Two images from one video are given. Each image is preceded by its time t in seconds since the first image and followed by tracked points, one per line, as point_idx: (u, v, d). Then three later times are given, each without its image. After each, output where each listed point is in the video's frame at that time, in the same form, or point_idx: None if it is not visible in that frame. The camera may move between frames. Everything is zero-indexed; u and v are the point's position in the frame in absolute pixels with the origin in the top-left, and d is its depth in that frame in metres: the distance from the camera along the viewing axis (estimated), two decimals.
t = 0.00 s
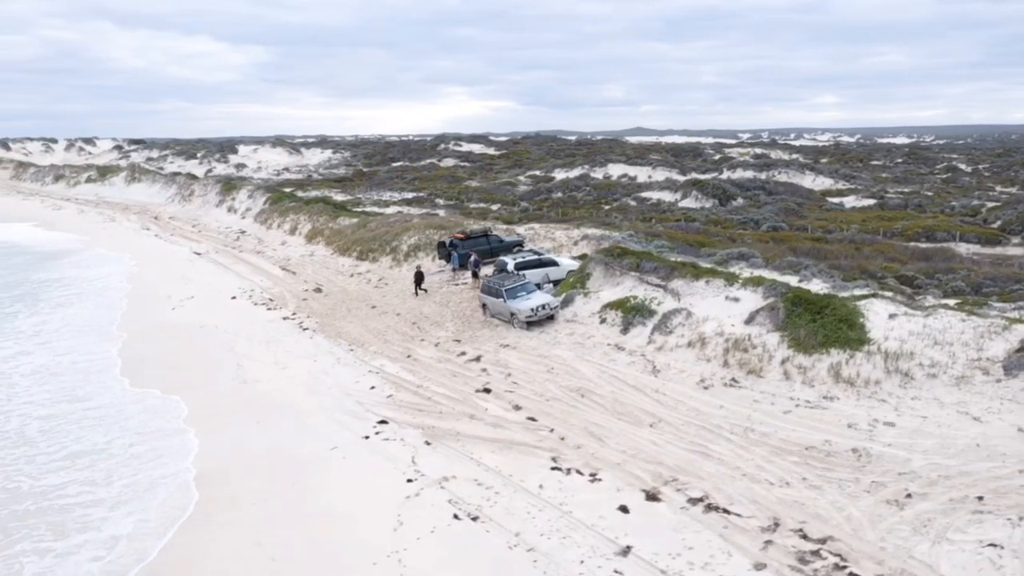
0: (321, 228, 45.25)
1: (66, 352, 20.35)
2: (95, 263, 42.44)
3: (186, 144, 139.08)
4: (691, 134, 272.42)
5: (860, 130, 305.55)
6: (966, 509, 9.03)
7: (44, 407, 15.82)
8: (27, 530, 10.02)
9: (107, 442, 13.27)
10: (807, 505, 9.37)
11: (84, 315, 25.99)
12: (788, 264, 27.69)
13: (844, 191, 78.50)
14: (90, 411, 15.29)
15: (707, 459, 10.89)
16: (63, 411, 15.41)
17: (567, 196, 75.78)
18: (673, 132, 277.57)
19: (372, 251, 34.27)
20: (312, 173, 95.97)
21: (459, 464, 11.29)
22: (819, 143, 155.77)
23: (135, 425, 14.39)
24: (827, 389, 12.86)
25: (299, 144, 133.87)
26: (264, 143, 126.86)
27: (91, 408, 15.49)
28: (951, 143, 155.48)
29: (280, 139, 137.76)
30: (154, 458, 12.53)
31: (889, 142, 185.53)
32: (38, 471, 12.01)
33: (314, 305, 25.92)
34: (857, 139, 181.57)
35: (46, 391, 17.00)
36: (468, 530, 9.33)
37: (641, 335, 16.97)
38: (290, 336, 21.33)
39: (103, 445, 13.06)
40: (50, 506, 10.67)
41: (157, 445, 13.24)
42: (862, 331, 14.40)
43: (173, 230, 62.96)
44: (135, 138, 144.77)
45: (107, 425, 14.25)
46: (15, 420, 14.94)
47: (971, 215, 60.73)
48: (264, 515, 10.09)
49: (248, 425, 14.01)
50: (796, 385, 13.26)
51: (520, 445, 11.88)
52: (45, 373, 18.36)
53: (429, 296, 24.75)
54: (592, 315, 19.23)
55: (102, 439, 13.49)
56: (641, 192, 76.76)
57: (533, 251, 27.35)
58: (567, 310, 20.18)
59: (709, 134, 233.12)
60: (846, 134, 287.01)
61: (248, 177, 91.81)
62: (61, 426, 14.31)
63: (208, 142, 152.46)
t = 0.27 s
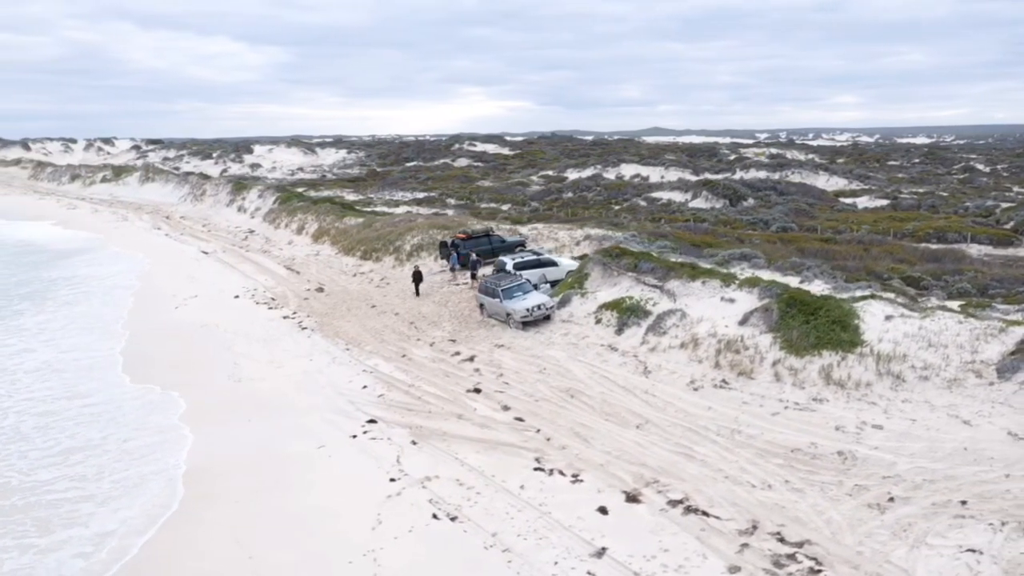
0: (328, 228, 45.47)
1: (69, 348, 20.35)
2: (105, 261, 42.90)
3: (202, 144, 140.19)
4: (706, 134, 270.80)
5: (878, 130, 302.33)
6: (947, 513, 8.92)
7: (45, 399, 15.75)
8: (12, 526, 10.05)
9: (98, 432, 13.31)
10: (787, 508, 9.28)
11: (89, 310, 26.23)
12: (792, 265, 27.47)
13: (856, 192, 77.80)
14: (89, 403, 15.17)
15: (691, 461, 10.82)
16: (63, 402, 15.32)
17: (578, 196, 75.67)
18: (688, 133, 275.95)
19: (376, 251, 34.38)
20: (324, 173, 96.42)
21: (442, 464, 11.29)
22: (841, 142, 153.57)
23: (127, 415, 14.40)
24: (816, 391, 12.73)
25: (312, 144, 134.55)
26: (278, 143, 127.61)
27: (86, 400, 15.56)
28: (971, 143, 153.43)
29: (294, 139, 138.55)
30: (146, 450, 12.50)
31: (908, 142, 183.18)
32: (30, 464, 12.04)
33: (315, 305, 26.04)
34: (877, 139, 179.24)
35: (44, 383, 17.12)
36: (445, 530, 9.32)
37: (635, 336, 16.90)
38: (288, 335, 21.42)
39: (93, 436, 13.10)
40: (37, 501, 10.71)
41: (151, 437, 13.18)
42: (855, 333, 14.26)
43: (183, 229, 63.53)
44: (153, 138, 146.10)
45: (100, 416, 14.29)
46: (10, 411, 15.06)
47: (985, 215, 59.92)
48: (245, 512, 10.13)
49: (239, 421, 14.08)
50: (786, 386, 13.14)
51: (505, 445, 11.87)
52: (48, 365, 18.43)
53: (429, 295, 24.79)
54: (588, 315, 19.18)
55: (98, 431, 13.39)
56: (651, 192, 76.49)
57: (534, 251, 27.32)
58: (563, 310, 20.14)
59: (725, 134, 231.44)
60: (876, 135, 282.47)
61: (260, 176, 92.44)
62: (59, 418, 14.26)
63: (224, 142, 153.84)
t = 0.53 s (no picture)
0: (334, 227, 45.65)
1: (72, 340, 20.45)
2: (114, 259, 43.29)
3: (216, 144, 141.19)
4: (720, 134, 269.40)
5: (894, 130, 299.37)
6: (931, 517, 8.82)
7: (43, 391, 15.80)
8: None
9: (91, 428, 13.40)
10: (768, 511, 9.21)
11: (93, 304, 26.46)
12: (795, 265, 27.26)
13: (868, 192, 77.11)
14: (86, 398, 15.23)
15: (676, 462, 10.76)
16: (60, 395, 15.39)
17: (587, 196, 75.52)
18: (702, 133, 274.60)
19: (379, 251, 34.48)
20: (336, 173, 96.81)
21: (428, 463, 11.30)
22: (857, 142, 152.21)
23: (122, 409, 14.47)
24: (807, 393, 12.63)
25: (325, 144, 135.15)
26: (291, 143, 128.28)
27: (83, 392, 15.71)
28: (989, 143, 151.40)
29: (307, 139, 139.22)
30: (137, 447, 12.56)
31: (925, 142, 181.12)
32: (23, 459, 12.16)
33: (316, 304, 26.15)
34: (893, 139, 177.47)
35: (44, 374, 17.32)
36: (426, 529, 9.33)
37: (629, 337, 16.83)
38: (287, 335, 21.52)
39: (85, 432, 13.18)
40: (25, 498, 10.82)
41: (143, 433, 13.25)
42: (849, 334, 14.12)
43: (194, 228, 64.01)
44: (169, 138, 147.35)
45: (94, 410, 14.38)
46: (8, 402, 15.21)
47: (998, 216, 59.15)
48: (230, 511, 10.18)
49: (232, 418, 14.15)
50: (777, 388, 13.04)
51: (492, 445, 11.87)
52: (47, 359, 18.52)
53: (428, 295, 24.84)
54: (585, 315, 19.13)
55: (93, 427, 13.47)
56: (660, 192, 76.21)
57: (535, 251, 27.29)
58: (560, 311, 20.10)
59: (739, 134, 229.89)
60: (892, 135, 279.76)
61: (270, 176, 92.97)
62: (55, 411, 14.32)
63: (237, 142, 154.97)
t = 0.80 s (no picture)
0: (339, 227, 45.79)
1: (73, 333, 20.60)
2: (121, 258, 43.64)
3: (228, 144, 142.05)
4: (732, 134, 267.93)
5: (908, 130, 296.67)
6: (915, 520, 8.73)
7: (40, 385, 15.90)
8: None
9: (84, 425, 13.47)
10: (752, 513, 9.15)
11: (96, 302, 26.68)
12: (797, 266, 27.06)
13: (877, 192, 76.51)
14: (82, 394, 15.30)
15: (662, 463, 10.73)
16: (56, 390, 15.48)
17: (595, 196, 75.37)
18: (713, 134, 273.31)
19: (382, 251, 34.56)
20: (345, 173, 97.14)
21: (415, 463, 11.31)
22: (870, 142, 150.87)
23: (115, 406, 14.53)
24: (799, 394, 12.55)
25: (336, 144, 135.64)
26: (302, 143, 128.81)
27: (79, 386, 15.82)
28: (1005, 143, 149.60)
29: (318, 139, 139.81)
30: (128, 444, 12.63)
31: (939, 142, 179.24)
32: (14, 456, 12.27)
33: (316, 303, 26.24)
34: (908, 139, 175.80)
35: (42, 365, 17.46)
36: (408, 529, 9.34)
37: (624, 337, 16.79)
38: (285, 334, 21.60)
39: (76, 431, 13.22)
40: (14, 494, 10.92)
41: (135, 430, 13.33)
42: (844, 335, 14.02)
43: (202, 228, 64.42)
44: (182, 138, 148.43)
45: (88, 407, 14.45)
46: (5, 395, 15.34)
47: (1010, 216, 58.47)
48: (215, 509, 10.21)
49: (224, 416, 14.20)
50: (769, 389, 12.96)
51: (480, 445, 11.87)
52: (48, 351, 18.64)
53: (428, 295, 24.87)
54: (581, 315, 19.09)
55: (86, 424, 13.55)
56: (668, 192, 75.95)
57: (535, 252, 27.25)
58: (557, 311, 20.06)
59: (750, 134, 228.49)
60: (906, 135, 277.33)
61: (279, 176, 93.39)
62: (50, 408, 14.41)
63: (248, 142, 155.76)
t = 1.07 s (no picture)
0: (345, 226, 45.96)
1: (74, 330, 20.80)
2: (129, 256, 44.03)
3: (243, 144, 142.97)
4: (745, 134, 266.35)
5: (925, 130, 292.85)
6: (897, 524, 8.64)
7: (35, 382, 16.06)
8: None
9: (74, 423, 13.57)
10: (732, 515, 9.09)
11: (100, 300, 26.93)
12: (800, 267, 26.85)
13: (889, 193, 75.81)
14: (76, 391, 15.43)
15: (647, 465, 10.69)
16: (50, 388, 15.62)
17: (604, 197, 75.22)
18: (726, 134, 271.87)
19: (385, 250, 34.65)
20: (356, 173, 97.47)
21: (401, 463, 11.33)
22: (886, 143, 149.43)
23: (108, 404, 14.64)
24: (789, 396, 12.44)
25: (348, 144, 136.19)
26: (315, 143, 129.41)
27: (75, 384, 15.98)
28: None
29: (332, 138, 140.42)
30: (118, 442, 12.72)
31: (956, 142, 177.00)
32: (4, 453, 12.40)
33: (317, 303, 26.34)
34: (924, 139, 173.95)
35: (41, 363, 17.63)
36: (389, 529, 9.35)
37: (619, 338, 16.73)
38: (284, 333, 21.70)
39: (67, 428, 13.32)
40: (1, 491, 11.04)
41: (126, 427, 13.44)
42: (837, 337, 13.90)
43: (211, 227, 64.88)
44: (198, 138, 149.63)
45: (82, 404, 14.57)
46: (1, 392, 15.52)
47: None
48: (199, 508, 10.26)
49: (216, 415, 14.29)
50: (759, 391, 12.87)
51: (467, 445, 11.87)
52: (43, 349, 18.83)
53: (427, 295, 24.90)
54: (578, 316, 19.05)
55: (77, 422, 13.65)
56: (678, 192, 75.65)
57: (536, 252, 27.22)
58: (554, 312, 20.02)
59: (765, 135, 226.69)
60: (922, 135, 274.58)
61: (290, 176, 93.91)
62: (42, 405, 14.55)
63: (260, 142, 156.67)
